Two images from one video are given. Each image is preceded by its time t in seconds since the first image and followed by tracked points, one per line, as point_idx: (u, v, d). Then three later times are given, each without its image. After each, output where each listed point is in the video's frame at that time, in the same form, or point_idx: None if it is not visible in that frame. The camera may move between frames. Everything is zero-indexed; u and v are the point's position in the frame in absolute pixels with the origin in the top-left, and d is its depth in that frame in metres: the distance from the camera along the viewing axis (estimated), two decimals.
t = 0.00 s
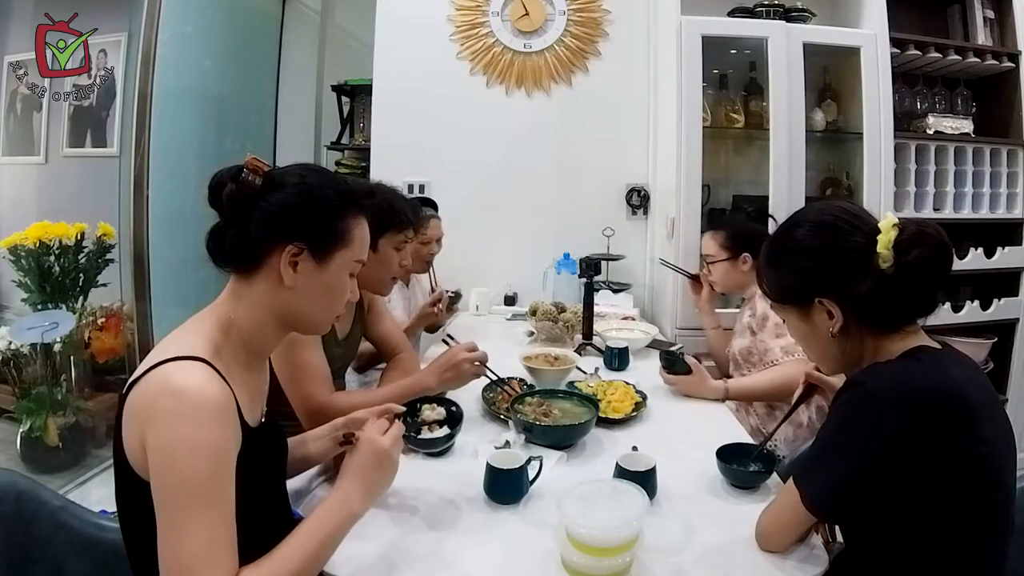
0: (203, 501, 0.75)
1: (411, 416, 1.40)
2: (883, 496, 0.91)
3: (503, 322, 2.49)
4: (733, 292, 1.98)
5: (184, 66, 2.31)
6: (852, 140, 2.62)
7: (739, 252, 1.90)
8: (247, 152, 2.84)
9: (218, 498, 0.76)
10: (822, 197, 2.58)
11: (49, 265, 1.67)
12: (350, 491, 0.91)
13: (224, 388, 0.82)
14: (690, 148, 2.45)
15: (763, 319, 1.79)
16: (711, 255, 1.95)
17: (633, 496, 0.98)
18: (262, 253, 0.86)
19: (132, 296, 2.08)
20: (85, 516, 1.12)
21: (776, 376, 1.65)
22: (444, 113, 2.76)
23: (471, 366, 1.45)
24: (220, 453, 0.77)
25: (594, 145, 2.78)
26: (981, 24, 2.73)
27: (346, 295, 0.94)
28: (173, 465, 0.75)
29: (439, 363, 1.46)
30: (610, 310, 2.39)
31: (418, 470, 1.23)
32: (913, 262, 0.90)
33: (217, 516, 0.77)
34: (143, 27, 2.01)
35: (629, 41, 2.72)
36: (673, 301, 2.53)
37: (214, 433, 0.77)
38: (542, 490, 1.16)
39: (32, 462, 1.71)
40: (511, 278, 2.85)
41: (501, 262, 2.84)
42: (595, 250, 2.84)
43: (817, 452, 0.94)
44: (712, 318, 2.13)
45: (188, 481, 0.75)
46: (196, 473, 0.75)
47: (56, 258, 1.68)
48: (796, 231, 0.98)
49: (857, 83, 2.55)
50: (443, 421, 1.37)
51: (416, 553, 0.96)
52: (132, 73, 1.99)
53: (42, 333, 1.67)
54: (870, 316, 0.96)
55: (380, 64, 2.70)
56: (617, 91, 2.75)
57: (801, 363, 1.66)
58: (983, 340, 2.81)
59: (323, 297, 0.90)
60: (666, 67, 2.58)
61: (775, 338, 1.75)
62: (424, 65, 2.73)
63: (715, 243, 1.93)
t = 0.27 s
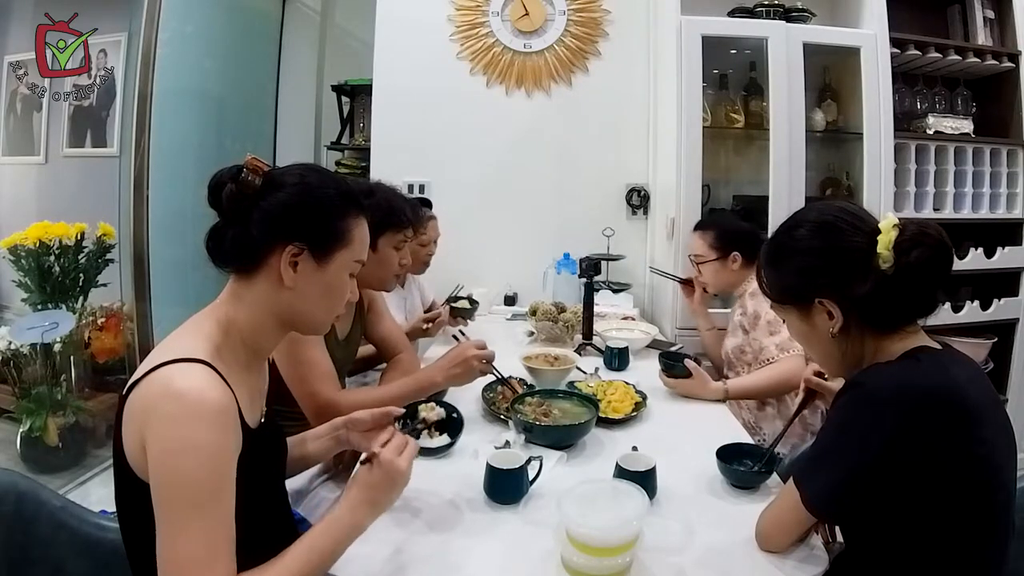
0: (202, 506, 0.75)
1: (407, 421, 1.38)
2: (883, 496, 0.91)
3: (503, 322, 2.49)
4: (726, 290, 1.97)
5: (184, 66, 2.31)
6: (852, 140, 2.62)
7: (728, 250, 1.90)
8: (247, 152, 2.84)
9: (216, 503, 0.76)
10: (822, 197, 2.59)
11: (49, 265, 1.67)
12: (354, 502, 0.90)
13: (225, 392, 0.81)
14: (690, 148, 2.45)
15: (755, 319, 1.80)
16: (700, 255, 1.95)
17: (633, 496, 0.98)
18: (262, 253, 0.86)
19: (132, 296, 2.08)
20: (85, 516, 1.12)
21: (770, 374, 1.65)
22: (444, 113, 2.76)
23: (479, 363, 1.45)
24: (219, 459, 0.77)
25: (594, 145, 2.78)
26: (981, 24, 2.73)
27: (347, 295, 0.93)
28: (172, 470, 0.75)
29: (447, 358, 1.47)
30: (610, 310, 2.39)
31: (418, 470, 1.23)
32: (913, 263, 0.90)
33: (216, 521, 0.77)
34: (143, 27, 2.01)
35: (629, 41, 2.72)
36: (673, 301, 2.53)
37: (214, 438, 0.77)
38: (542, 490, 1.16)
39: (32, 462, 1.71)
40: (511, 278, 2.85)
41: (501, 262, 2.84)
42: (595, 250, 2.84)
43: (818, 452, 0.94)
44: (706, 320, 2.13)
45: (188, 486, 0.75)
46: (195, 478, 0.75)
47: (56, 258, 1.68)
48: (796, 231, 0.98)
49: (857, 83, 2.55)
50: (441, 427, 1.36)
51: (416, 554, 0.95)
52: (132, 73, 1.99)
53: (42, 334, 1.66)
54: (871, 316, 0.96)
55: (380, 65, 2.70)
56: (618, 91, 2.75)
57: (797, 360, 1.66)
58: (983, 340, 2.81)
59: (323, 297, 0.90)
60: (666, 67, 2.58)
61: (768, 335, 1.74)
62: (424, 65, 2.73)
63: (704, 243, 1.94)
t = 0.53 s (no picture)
0: (201, 509, 0.75)
1: (407, 421, 1.36)
2: (883, 496, 0.91)
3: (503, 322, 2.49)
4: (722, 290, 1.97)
5: (184, 67, 2.31)
6: (852, 140, 2.62)
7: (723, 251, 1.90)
8: (247, 152, 2.84)
9: (215, 507, 0.77)
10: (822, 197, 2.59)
11: (49, 265, 1.67)
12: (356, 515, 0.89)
13: (226, 394, 0.81)
14: (690, 148, 2.45)
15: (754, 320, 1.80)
16: (696, 257, 1.94)
17: (633, 496, 0.98)
18: (263, 254, 0.86)
19: (132, 296, 2.08)
20: (85, 516, 1.12)
21: (768, 373, 1.65)
22: (444, 113, 2.76)
23: (476, 362, 1.45)
24: (218, 462, 0.77)
25: (595, 145, 2.78)
26: (981, 24, 2.73)
27: (347, 296, 0.93)
28: (172, 473, 0.75)
29: (442, 359, 1.46)
30: (610, 309, 2.39)
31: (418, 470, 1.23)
32: (914, 263, 0.90)
33: (215, 523, 0.77)
34: (143, 27, 2.01)
35: (629, 41, 2.72)
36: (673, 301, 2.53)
37: (214, 441, 0.77)
38: (542, 490, 1.16)
39: (32, 462, 1.71)
40: (511, 278, 2.85)
41: (501, 262, 2.84)
42: (595, 250, 2.84)
43: (818, 453, 0.94)
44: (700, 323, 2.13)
45: (187, 489, 0.75)
46: (195, 481, 0.75)
47: (56, 258, 1.68)
48: (796, 231, 0.98)
49: (857, 83, 2.55)
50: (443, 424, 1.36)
51: (417, 554, 0.95)
52: (132, 73, 1.99)
53: (42, 334, 1.66)
54: (871, 316, 0.96)
55: (380, 65, 2.70)
56: (618, 91, 2.74)
57: (799, 360, 1.65)
58: (983, 340, 2.81)
59: (324, 298, 0.90)
60: (666, 66, 2.58)
61: (769, 337, 1.75)
62: (424, 65, 2.73)
63: (698, 245, 1.93)
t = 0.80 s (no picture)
0: (201, 510, 0.75)
1: (406, 415, 1.34)
2: (884, 496, 0.91)
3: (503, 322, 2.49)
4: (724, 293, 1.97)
5: (184, 67, 2.31)
6: (852, 140, 2.62)
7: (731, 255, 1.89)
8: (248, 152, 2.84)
9: (215, 509, 0.76)
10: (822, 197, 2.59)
11: (49, 265, 1.67)
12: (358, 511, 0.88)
13: (226, 395, 0.81)
14: (690, 148, 2.45)
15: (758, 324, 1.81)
16: (704, 259, 1.92)
17: (633, 496, 0.98)
18: (262, 254, 0.86)
19: (132, 296, 2.08)
20: (85, 516, 1.12)
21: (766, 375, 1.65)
22: (444, 113, 2.76)
23: (481, 364, 1.48)
24: (217, 464, 0.76)
25: (594, 145, 2.78)
26: (981, 24, 2.73)
27: (347, 296, 0.93)
28: (172, 475, 0.74)
29: (447, 360, 1.48)
30: (610, 309, 2.39)
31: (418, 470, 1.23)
32: (914, 263, 0.90)
33: (215, 525, 0.76)
34: (143, 27, 2.01)
35: (629, 41, 2.72)
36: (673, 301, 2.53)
37: (213, 443, 0.76)
38: (542, 490, 1.16)
39: (32, 462, 1.71)
40: (511, 278, 2.85)
41: (501, 262, 2.84)
42: (595, 250, 2.84)
43: (818, 453, 0.94)
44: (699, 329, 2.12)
45: (187, 490, 0.74)
46: (195, 482, 0.75)
47: (56, 258, 1.68)
48: (796, 231, 0.98)
49: (857, 83, 2.55)
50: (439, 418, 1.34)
51: (417, 553, 0.96)
52: (132, 73, 1.99)
53: (42, 334, 1.66)
54: (871, 316, 0.96)
55: (379, 65, 2.70)
56: (617, 91, 2.75)
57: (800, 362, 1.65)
58: (983, 341, 2.81)
59: (323, 298, 0.90)
60: (665, 66, 2.58)
61: (772, 340, 1.75)
62: (424, 65, 2.73)
63: (707, 246, 1.91)
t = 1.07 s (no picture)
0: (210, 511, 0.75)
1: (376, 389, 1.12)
2: (884, 496, 0.91)
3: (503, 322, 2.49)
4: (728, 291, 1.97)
5: (184, 67, 2.31)
6: (852, 140, 2.62)
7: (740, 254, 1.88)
8: (248, 152, 2.85)
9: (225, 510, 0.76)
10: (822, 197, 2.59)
11: (49, 265, 1.67)
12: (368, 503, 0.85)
13: (229, 396, 0.81)
14: (690, 148, 2.45)
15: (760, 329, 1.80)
16: (714, 252, 1.91)
17: (633, 496, 0.98)
18: (261, 257, 0.87)
19: (132, 296, 2.08)
20: (85, 515, 1.12)
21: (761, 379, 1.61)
22: (444, 113, 2.76)
23: (486, 361, 1.48)
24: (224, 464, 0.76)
25: (594, 145, 2.78)
26: (981, 25, 2.73)
27: (348, 297, 0.92)
28: (180, 477, 0.75)
29: (451, 357, 1.47)
30: (610, 309, 2.39)
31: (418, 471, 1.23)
32: (914, 264, 0.90)
33: (225, 526, 0.76)
34: (143, 27, 2.01)
35: (629, 41, 2.72)
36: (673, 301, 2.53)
37: (221, 443, 0.76)
38: (542, 490, 1.16)
39: (32, 462, 1.71)
40: (511, 278, 2.85)
41: (501, 262, 2.84)
42: (595, 250, 2.84)
43: (818, 452, 0.94)
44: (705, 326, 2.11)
45: (194, 491, 0.74)
46: (203, 483, 0.75)
47: (56, 258, 1.68)
48: (797, 231, 0.98)
49: (857, 83, 2.55)
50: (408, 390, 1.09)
51: (417, 554, 0.95)
52: (132, 73, 1.99)
53: (42, 334, 1.66)
54: (871, 316, 0.96)
55: (379, 65, 2.70)
56: (617, 91, 2.75)
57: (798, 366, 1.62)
58: (983, 341, 2.81)
59: (320, 298, 0.89)
60: (665, 66, 2.58)
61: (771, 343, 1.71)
62: (424, 65, 2.73)
63: (718, 241, 1.90)
